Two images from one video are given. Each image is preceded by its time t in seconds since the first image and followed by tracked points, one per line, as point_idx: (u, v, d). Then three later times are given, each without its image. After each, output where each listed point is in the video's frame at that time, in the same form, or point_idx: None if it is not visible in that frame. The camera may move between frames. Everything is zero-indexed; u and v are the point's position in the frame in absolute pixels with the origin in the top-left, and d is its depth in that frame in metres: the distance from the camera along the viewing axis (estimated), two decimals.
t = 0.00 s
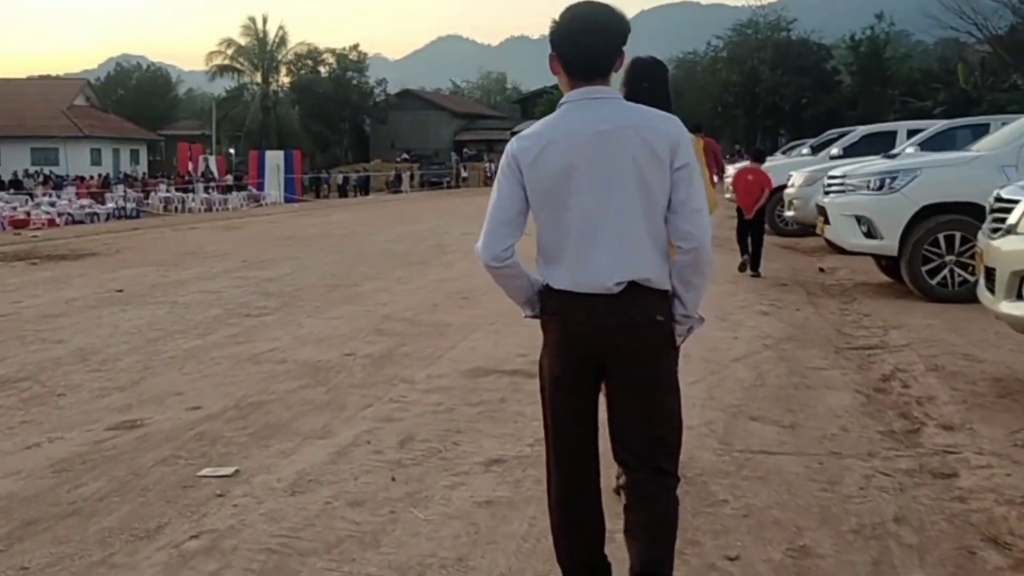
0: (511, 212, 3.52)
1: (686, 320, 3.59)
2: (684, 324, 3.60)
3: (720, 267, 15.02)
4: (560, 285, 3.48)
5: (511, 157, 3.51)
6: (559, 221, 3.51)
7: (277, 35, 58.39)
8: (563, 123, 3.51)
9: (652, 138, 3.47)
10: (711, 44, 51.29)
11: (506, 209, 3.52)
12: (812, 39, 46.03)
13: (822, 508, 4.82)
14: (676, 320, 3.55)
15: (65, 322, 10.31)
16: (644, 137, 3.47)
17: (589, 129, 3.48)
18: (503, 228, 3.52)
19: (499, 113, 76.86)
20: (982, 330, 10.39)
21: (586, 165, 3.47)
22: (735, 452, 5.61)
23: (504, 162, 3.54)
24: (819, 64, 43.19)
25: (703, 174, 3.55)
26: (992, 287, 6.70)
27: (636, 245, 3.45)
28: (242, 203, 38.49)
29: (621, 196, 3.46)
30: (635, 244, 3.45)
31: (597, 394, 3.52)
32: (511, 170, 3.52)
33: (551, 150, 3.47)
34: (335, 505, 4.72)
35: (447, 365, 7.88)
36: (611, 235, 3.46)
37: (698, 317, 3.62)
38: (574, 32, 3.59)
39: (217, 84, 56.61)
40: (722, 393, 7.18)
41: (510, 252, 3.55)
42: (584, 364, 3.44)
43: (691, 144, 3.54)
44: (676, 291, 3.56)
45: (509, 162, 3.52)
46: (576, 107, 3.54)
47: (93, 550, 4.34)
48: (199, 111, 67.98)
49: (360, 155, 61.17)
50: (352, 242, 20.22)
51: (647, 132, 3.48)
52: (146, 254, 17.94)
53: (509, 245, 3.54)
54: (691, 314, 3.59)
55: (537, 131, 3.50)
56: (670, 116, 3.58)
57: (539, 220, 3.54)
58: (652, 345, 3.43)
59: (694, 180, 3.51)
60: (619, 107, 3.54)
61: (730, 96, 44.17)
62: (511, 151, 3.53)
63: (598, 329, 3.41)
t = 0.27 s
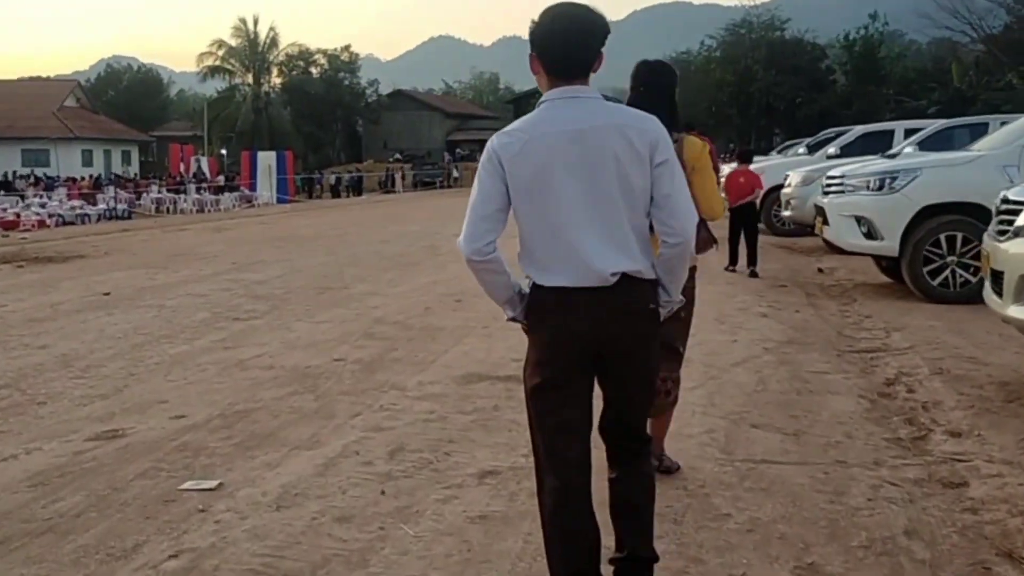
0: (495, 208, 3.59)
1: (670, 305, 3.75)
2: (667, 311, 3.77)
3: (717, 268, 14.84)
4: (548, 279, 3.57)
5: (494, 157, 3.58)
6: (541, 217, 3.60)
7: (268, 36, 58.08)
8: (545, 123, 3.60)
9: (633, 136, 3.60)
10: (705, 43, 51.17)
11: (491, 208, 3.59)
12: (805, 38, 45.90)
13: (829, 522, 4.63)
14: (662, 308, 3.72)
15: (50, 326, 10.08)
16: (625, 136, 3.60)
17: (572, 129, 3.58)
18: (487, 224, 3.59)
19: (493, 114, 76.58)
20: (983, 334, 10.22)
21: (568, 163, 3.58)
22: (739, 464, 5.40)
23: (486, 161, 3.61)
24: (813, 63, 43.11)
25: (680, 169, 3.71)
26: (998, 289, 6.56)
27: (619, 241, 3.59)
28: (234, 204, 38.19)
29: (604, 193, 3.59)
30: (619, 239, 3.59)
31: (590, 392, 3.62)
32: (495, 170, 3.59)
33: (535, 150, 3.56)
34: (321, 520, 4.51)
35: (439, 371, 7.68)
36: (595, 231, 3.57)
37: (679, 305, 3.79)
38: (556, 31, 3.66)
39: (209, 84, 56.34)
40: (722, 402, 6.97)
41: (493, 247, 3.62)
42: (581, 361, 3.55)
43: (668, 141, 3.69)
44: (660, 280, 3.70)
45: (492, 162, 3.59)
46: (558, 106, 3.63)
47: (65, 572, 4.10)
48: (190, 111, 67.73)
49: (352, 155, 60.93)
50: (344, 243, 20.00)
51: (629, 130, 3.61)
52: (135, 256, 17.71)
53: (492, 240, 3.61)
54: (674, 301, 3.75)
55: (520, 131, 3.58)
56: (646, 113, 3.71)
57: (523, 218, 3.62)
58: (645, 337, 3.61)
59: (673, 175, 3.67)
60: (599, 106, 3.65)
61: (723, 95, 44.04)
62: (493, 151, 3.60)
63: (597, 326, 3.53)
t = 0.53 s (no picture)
0: (490, 218, 3.51)
1: (648, 315, 3.80)
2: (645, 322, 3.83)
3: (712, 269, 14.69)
4: (542, 289, 3.52)
5: (490, 166, 3.52)
6: (536, 228, 3.55)
7: (260, 36, 57.82)
8: (541, 134, 3.55)
9: (626, 153, 3.60)
10: (698, 43, 51.06)
11: (485, 217, 3.52)
12: (798, 37, 45.82)
13: (837, 535, 4.46)
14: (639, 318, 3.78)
15: (34, 330, 9.86)
16: (619, 152, 3.59)
17: (567, 142, 3.54)
18: (483, 232, 3.51)
19: (485, 114, 76.38)
20: (985, 336, 10.06)
21: (564, 176, 3.53)
22: (742, 474, 5.24)
23: (481, 171, 3.53)
24: (807, 63, 43.01)
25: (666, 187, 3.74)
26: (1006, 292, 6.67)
27: (611, 255, 3.57)
28: (225, 205, 37.95)
29: (598, 207, 3.56)
30: (611, 253, 3.58)
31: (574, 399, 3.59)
32: (490, 180, 3.52)
33: (531, 161, 3.51)
34: (309, 536, 4.31)
35: (432, 377, 7.49)
36: (589, 244, 3.55)
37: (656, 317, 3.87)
38: (551, 42, 3.60)
39: (201, 84, 56.05)
40: (724, 410, 6.82)
41: (488, 255, 3.54)
42: (569, 371, 3.53)
43: (656, 159, 3.71)
44: (640, 293, 3.77)
45: (487, 172, 3.52)
46: (553, 118, 3.58)
47: None
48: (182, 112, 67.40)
49: (345, 156, 60.70)
50: (336, 245, 19.81)
51: (621, 147, 3.60)
52: (124, 259, 17.49)
53: (488, 250, 3.53)
54: (650, 312, 3.81)
55: (515, 142, 3.53)
56: (634, 131, 3.72)
57: (517, 229, 3.56)
58: (622, 344, 3.65)
59: (660, 193, 3.70)
60: (591, 120, 3.64)
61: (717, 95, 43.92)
62: (489, 160, 3.53)
63: (587, 336, 3.52)
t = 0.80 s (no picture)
0: (494, 208, 3.71)
1: (634, 308, 4.01)
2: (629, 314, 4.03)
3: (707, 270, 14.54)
4: (535, 276, 3.72)
5: (498, 155, 3.70)
6: (535, 219, 3.75)
7: (251, 36, 57.55)
8: (546, 127, 3.75)
9: (623, 151, 3.82)
10: (691, 42, 50.90)
11: (489, 203, 3.70)
12: (790, 37, 45.70)
13: (845, 549, 4.31)
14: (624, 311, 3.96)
15: (17, 335, 9.63)
16: (617, 150, 3.81)
17: (570, 136, 3.75)
18: (487, 221, 3.70)
19: (477, 114, 76.13)
20: (985, 339, 9.93)
21: (566, 169, 3.74)
22: (745, 484, 5.09)
23: (488, 159, 3.71)
24: (799, 63, 42.87)
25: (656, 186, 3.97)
26: (1017, 297, 6.76)
27: (603, 247, 3.79)
28: (216, 206, 37.66)
29: (596, 201, 3.78)
30: (603, 246, 3.79)
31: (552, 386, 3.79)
32: (496, 168, 3.71)
33: (536, 152, 3.71)
34: (297, 554, 4.13)
35: (425, 383, 7.31)
36: (584, 235, 3.76)
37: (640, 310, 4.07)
38: (559, 39, 3.80)
39: (192, 84, 55.68)
40: (724, 416, 6.67)
41: (489, 244, 3.73)
42: (550, 356, 3.71)
43: (649, 158, 3.94)
44: (627, 284, 3.96)
45: (493, 160, 3.70)
46: (556, 113, 3.78)
47: None
48: (173, 113, 66.98)
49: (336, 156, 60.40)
50: (327, 246, 19.59)
51: (619, 145, 3.82)
52: (111, 261, 17.24)
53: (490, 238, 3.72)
54: (636, 306, 4.03)
55: (521, 133, 3.72)
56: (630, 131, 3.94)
57: (518, 216, 3.76)
58: (606, 339, 3.80)
59: (651, 191, 3.92)
60: (593, 117, 3.85)
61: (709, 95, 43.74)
62: (496, 148, 3.71)
63: (569, 325, 3.70)
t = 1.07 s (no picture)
0: (493, 209, 3.79)
1: (632, 313, 4.09)
2: (629, 315, 4.10)
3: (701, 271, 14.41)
4: (532, 275, 3.81)
5: (495, 158, 3.77)
6: (535, 219, 3.83)
7: (240, 36, 57.24)
8: (543, 130, 3.82)
9: (621, 151, 3.87)
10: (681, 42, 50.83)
11: (488, 206, 3.79)
12: (780, 37, 45.66)
13: (855, 566, 4.16)
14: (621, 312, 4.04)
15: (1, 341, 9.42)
16: (614, 149, 3.86)
17: (567, 138, 3.81)
18: (486, 223, 3.79)
19: (467, 114, 75.93)
20: (983, 340, 9.80)
21: (563, 170, 3.81)
22: (748, 496, 4.94)
23: (486, 163, 3.79)
24: (788, 62, 42.82)
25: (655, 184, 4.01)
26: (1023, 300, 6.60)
27: (602, 245, 3.85)
28: (206, 206, 37.39)
29: (593, 201, 3.84)
30: (602, 245, 3.85)
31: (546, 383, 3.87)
32: (494, 171, 3.78)
33: (532, 155, 3.78)
34: None
35: (417, 390, 7.13)
36: (583, 235, 3.82)
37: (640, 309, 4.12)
38: (556, 43, 3.85)
39: (181, 84, 55.36)
40: (724, 423, 6.52)
41: (489, 245, 3.82)
42: (541, 353, 3.81)
43: (648, 156, 3.98)
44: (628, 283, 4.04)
45: (492, 164, 3.78)
46: (553, 116, 3.85)
47: None
48: (162, 113, 66.63)
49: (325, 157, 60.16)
50: (317, 247, 19.40)
51: (617, 145, 3.87)
52: (98, 263, 17.02)
53: (490, 239, 3.81)
54: (636, 308, 4.09)
55: (518, 137, 3.79)
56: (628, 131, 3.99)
57: (517, 218, 3.84)
58: (600, 339, 3.83)
59: (650, 189, 3.97)
60: (590, 118, 3.90)
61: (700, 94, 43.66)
62: (494, 152, 3.78)
63: (558, 322, 3.79)
